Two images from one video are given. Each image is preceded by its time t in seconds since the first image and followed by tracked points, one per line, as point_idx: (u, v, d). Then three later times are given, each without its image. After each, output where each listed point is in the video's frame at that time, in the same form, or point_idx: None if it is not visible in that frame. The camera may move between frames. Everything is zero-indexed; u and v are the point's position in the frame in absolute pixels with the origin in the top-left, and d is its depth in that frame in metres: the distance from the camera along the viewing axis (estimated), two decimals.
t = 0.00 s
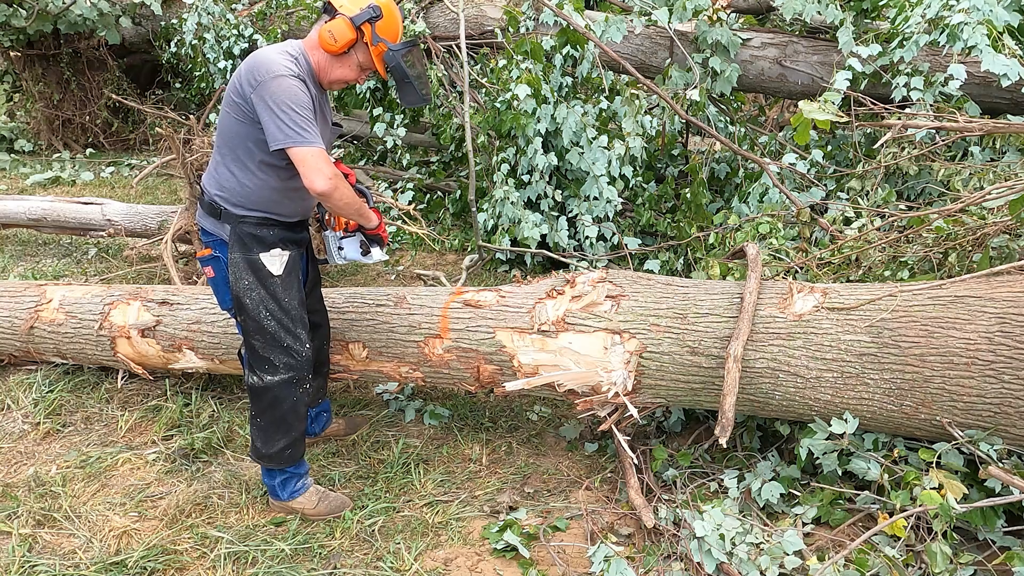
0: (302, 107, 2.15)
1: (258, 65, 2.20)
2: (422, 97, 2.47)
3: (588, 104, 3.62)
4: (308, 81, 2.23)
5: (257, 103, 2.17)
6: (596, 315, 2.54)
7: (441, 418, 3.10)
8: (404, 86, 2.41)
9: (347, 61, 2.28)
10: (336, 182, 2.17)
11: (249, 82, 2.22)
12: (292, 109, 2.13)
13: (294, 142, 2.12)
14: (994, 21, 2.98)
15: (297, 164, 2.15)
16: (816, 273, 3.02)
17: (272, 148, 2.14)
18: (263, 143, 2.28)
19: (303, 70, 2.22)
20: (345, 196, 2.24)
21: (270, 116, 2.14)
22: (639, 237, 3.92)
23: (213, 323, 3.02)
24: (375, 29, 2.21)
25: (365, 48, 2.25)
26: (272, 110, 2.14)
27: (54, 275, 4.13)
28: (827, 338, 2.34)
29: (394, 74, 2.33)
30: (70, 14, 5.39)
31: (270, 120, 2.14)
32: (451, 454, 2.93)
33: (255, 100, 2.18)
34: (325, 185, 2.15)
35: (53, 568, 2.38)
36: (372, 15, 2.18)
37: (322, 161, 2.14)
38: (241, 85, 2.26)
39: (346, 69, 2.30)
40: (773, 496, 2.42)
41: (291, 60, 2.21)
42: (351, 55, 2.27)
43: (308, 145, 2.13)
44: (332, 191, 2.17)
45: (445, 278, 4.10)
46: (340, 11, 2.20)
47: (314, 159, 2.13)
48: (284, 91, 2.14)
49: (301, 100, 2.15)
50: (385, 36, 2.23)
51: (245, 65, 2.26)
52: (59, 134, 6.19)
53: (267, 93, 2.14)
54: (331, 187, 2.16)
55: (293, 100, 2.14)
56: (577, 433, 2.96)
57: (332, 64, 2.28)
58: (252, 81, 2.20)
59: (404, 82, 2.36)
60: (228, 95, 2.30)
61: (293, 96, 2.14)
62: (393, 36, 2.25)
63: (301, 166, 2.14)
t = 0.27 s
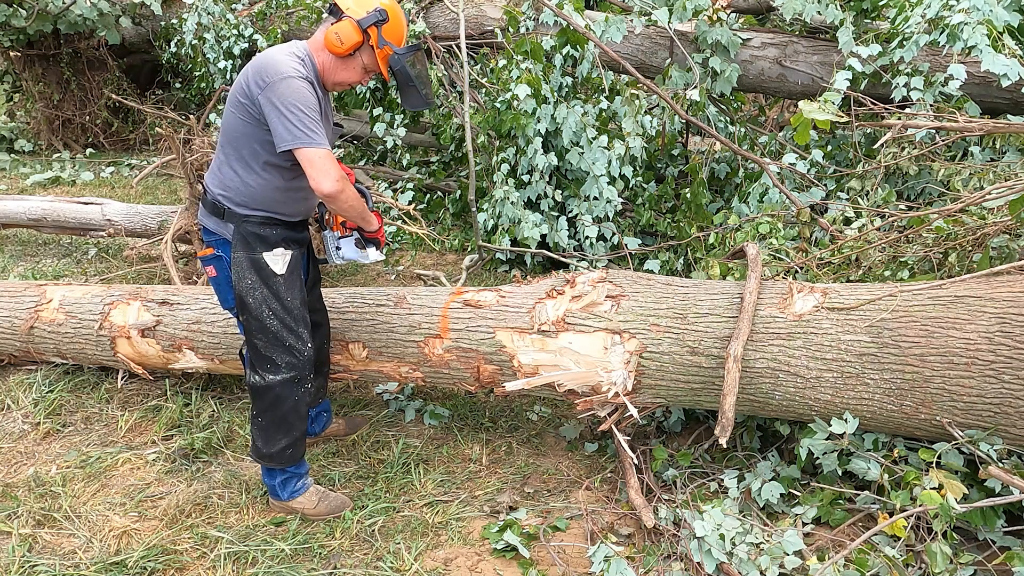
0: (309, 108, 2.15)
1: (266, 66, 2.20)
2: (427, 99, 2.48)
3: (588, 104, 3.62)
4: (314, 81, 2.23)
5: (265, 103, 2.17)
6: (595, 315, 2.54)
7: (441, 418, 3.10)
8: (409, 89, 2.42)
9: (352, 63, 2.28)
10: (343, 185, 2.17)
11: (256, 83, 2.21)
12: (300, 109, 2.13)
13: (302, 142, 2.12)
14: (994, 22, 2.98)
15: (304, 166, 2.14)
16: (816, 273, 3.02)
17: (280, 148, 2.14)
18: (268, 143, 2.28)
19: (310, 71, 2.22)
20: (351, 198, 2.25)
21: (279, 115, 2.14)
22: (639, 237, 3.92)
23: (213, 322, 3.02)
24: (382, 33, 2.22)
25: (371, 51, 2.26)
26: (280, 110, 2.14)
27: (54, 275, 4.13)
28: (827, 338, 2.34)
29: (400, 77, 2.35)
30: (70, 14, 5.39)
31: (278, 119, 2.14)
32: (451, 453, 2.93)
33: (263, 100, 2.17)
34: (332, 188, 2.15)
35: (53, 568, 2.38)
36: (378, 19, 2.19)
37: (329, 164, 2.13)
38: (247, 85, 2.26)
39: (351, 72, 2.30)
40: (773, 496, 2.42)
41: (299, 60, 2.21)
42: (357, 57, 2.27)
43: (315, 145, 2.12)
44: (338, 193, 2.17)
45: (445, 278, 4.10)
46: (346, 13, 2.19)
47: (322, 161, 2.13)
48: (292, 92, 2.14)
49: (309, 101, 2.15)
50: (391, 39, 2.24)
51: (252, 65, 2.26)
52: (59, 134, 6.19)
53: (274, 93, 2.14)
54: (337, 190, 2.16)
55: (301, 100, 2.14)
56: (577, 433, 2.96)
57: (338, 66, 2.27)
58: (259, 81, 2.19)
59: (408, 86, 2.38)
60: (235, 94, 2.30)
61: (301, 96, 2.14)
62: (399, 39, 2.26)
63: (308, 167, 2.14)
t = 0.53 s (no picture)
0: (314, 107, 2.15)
1: (271, 65, 2.19)
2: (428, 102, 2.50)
3: (588, 104, 3.62)
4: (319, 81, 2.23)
5: (269, 103, 2.17)
6: (595, 315, 2.54)
7: (441, 418, 3.10)
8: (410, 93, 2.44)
9: (356, 66, 2.29)
10: (348, 184, 2.18)
11: (261, 83, 2.21)
12: (305, 109, 2.13)
13: (308, 141, 2.12)
14: (994, 22, 2.98)
15: (309, 165, 2.14)
16: (816, 273, 3.02)
17: (283, 148, 2.14)
18: (272, 143, 2.28)
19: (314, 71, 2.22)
20: (355, 196, 2.25)
21: (284, 115, 2.13)
22: (639, 237, 3.92)
23: (213, 322, 3.02)
24: (387, 37, 2.23)
25: (375, 54, 2.26)
26: (286, 109, 2.13)
27: (54, 275, 4.13)
28: (827, 338, 2.35)
29: (403, 81, 2.36)
30: (70, 14, 5.39)
31: (282, 119, 2.14)
32: (451, 453, 2.93)
33: (268, 100, 2.17)
34: (337, 186, 2.15)
35: (53, 568, 2.38)
36: (383, 22, 2.20)
37: (335, 163, 2.14)
38: (252, 85, 2.26)
39: (354, 76, 2.31)
40: (773, 496, 2.42)
41: (304, 60, 2.21)
42: (361, 60, 2.28)
43: (319, 144, 2.13)
44: (343, 192, 2.18)
45: (446, 278, 4.10)
46: (351, 16, 2.19)
47: (328, 160, 2.13)
48: (297, 91, 2.14)
49: (313, 101, 2.15)
50: (395, 42, 2.25)
51: (257, 64, 2.26)
52: (59, 134, 6.19)
53: (279, 93, 2.14)
54: (342, 189, 2.17)
55: (306, 100, 2.14)
56: (577, 433, 2.96)
57: (341, 68, 2.28)
58: (264, 81, 2.19)
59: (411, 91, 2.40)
60: (239, 94, 2.30)
61: (306, 96, 2.14)
62: (402, 42, 2.28)
63: (313, 166, 2.14)
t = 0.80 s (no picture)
0: (316, 106, 2.15)
1: (272, 64, 2.19)
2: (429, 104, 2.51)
3: (588, 104, 3.62)
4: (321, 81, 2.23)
5: (270, 102, 2.17)
6: (595, 315, 2.54)
7: (441, 418, 3.10)
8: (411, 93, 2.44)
9: (357, 66, 2.29)
10: (347, 182, 2.18)
11: (263, 82, 2.21)
12: (306, 108, 2.13)
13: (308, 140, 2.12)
14: (994, 22, 2.98)
15: (309, 163, 2.14)
16: (816, 273, 3.02)
17: (284, 146, 2.14)
18: (274, 142, 2.28)
19: (316, 70, 2.22)
20: (354, 196, 2.24)
21: (285, 114, 2.13)
22: (639, 237, 3.92)
23: (213, 322, 3.02)
24: (388, 37, 2.23)
25: (376, 54, 2.26)
26: (287, 108, 2.13)
27: (54, 275, 4.13)
28: (827, 338, 2.34)
29: (404, 81, 2.35)
30: (70, 14, 5.39)
31: (283, 118, 2.14)
32: (451, 453, 2.93)
33: (269, 99, 2.17)
34: (337, 184, 2.15)
35: (53, 568, 2.38)
36: (384, 22, 2.20)
37: (334, 161, 2.13)
38: (253, 84, 2.26)
39: (355, 78, 2.31)
40: (773, 496, 2.42)
41: (305, 60, 2.21)
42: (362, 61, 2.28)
43: (320, 142, 2.12)
44: (343, 190, 2.17)
45: (445, 278, 4.10)
46: (352, 16, 2.20)
47: (327, 158, 2.13)
48: (298, 90, 2.13)
49: (316, 100, 2.15)
50: (396, 42, 2.25)
51: (258, 63, 2.26)
52: (59, 134, 6.19)
53: (281, 91, 2.14)
54: (341, 187, 2.16)
55: (307, 99, 2.14)
56: (577, 433, 2.96)
57: (342, 68, 2.28)
58: (265, 80, 2.19)
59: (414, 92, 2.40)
60: (240, 93, 2.30)
61: (308, 95, 2.14)
62: (403, 42, 2.28)
63: (312, 163, 2.13)
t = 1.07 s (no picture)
0: (310, 108, 2.15)
1: (269, 65, 2.20)
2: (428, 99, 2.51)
3: (588, 104, 3.62)
4: (317, 83, 2.23)
5: (266, 103, 2.17)
6: (595, 315, 2.54)
7: (441, 418, 3.10)
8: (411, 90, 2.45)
9: (356, 66, 2.29)
10: (336, 187, 2.15)
11: (260, 83, 2.21)
12: (300, 109, 2.13)
13: (300, 142, 2.11)
14: (994, 22, 2.98)
15: (299, 165, 2.13)
16: (816, 273, 3.02)
17: (277, 147, 2.14)
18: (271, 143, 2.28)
19: (313, 72, 2.22)
20: (343, 201, 2.22)
21: (279, 115, 2.13)
22: (639, 237, 3.92)
23: (213, 322, 3.02)
24: (386, 37, 2.23)
25: (375, 54, 2.26)
26: (282, 110, 2.13)
27: (54, 275, 4.13)
28: (827, 338, 2.34)
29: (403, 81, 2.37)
30: (70, 14, 5.39)
31: (278, 119, 2.14)
32: (451, 453, 2.93)
33: (265, 100, 2.17)
34: (325, 188, 2.13)
35: (53, 568, 2.38)
36: (383, 22, 2.20)
37: (324, 164, 2.12)
38: (250, 85, 2.26)
39: (355, 78, 2.31)
40: (773, 496, 2.42)
41: (301, 61, 2.21)
42: (360, 60, 2.28)
43: (310, 144, 2.11)
44: (331, 195, 2.15)
45: (445, 278, 4.10)
46: (351, 16, 2.19)
47: (317, 161, 2.12)
48: (294, 91, 2.13)
49: (310, 102, 2.15)
50: (395, 42, 2.25)
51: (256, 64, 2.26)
52: (60, 134, 6.19)
53: (276, 92, 2.14)
54: (330, 191, 2.14)
55: (302, 100, 2.13)
56: (577, 433, 2.96)
57: (341, 68, 2.27)
58: (262, 81, 2.19)
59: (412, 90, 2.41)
60: (238, 93, 2.30)
61: (302, 96, 2.14)
62: (402, 42, 2.28)
63: (301, 166, 2.13)
